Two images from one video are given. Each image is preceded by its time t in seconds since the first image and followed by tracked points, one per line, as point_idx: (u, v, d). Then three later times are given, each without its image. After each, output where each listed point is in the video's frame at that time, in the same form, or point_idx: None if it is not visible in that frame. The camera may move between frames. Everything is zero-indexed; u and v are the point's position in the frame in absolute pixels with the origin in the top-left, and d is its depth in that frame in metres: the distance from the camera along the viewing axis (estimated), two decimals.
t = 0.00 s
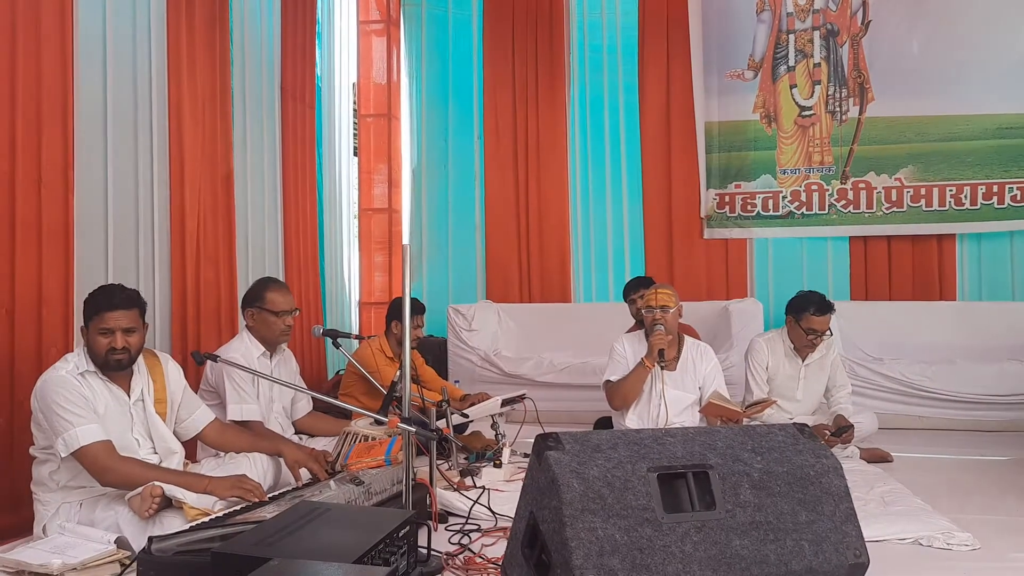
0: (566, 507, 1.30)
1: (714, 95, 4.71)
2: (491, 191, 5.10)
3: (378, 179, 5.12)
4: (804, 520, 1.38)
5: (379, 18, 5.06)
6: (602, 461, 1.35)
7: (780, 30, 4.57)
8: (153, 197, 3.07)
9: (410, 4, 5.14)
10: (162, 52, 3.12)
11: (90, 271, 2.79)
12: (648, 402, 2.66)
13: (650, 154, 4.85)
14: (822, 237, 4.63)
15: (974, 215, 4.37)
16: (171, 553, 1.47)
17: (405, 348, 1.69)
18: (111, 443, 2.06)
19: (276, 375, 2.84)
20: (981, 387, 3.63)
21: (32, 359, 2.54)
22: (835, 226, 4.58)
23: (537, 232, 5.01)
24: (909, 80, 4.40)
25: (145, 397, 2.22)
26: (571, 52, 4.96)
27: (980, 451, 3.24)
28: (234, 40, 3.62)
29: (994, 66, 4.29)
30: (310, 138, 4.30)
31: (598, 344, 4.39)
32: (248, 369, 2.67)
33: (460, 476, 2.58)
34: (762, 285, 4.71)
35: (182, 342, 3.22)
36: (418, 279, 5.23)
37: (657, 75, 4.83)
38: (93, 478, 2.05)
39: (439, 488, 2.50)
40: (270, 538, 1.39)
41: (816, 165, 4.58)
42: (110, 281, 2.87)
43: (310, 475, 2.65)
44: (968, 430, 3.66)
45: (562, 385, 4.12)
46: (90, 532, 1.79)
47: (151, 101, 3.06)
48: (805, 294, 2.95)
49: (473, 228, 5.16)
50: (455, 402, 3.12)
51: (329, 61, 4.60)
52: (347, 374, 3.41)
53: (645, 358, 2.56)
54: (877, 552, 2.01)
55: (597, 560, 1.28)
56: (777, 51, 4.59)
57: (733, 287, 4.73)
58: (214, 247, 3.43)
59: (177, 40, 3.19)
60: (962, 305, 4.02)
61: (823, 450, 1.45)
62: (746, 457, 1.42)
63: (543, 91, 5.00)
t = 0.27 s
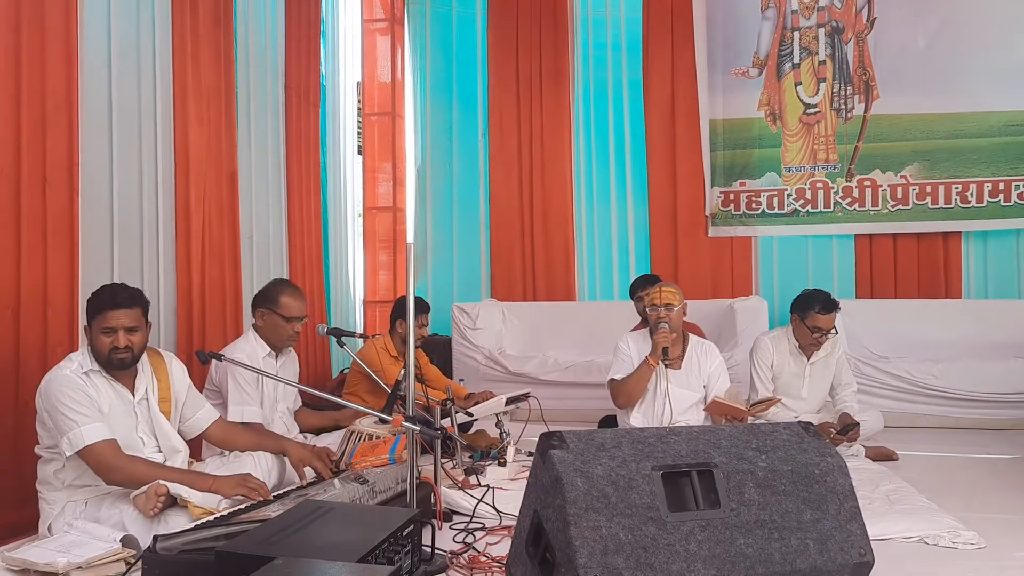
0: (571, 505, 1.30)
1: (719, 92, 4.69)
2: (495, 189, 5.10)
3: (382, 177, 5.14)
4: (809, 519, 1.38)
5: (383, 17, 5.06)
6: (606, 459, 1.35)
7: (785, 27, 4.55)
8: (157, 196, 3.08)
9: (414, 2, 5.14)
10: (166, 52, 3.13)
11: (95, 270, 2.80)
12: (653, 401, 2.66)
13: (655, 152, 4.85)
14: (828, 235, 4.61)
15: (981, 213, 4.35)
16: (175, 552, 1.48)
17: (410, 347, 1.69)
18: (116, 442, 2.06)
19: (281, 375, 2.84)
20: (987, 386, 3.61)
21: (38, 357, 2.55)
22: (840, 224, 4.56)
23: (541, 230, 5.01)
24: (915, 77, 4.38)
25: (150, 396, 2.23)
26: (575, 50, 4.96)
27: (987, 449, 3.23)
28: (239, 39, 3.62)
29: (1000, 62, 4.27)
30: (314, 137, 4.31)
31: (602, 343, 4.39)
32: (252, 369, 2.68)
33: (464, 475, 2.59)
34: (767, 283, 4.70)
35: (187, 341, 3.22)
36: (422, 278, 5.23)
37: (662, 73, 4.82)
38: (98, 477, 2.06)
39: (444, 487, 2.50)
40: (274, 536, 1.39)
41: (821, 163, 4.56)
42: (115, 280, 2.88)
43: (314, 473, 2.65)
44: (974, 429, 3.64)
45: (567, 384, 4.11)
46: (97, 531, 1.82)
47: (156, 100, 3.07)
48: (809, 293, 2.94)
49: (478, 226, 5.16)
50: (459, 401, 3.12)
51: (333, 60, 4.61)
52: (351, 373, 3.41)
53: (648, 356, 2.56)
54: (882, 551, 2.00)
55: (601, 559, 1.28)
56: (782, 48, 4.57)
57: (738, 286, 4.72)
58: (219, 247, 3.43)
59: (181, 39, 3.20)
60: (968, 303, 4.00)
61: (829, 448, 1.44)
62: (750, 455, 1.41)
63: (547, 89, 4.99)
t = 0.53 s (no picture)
0: (572, 505, 1.30)
1: (721, 92, 4.69)
2: (497, 189, 5.10)
3: (385, 177, 5.11)
4: (811, 518, 1.38)
5: (384, 17, 5.10)
6: (608, 459, 1.35)
7: (787, 26, 4.55)
8: (159, 196, 3.09)
9: (415, 2, 5.14)
10: (168, 53, 3.13)
11: (97, 270, 2.80)
12: (655, 400, 2.67)
13: (657, 152, 4.84)
14: (830, 234, 4.60)
15: (984, 211, 4.34)
16: (177, 552, 1.48)
17: (411, 347, 1.69)
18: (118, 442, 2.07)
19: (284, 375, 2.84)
20: (990, 384, 3.60)
21: (40, 358, 2.56)
22: (842, 223, 4.55)
23: (543, 230, 5.01)
24: (917, 75, 4.37)
25: (151, 396, 2.23)
26: (577, 50, 4.96)
27: (990, 448, 3.22)
28: (241, 40, 3.63)
29: (1002, 60, 4.26)
30: (316, 137, 4.31)
31: (604, 342, 4.38)
32: (260, 371, 2.68)
33: (466, 475, 2.59)
34: (770, 282, 4.69)
35: (190, 341, 3.23)
36: (424, 279, 5.24)
37: (664, 73, 4.82)
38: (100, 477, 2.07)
39: (446, 486, 2.50)
40: (275, 537, 1.40)
41: (823, 162, 4.56)
42: (117, 281, 2.89)
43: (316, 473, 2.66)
44: (977, 427, 3.64)
45: (569, 383, 4.11)
46: (98, 531, 1.84)
47: (158, 100, 3.07)
48: (812, 293, 2.93)
49: (480, 226, 5.16)
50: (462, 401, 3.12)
51: (335, 61, 4.61)
52: (354, 373, 3.42)
53: (650, 355, 2.55)
54: (884, 550, 2.00)
55: (603, 558, 1.28)
56: (783, 47, 4.56)
57: (740, 285, 4.72)
58: (221, 247, 3.44)
59: (183, 40, 3.20)
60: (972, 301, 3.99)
61: (831, 447, 1.44)
62: (752, 454, 1.41)
63: (548, 89, 4.99)
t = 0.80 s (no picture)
0: (571, 505, 1.30)
1: (719, 92, 4.69)
2: (495, 189, 5.10)
3: (384, 177, 5.16)
4: (809, 518, 1.38)
5: (383, 17, 5.10)
6: (606, 459, 1.35)
7: (785, 26, 4.55)
8: (158, 197, 3.09)
9: (414, 3, 5.15)
10: (166, 54, 3.14)
11: (96, 271, 2.81)
12: (654, 400, 2.67)
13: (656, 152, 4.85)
14: (829, 234, 4.60)
15: (982, 211, 4.34)
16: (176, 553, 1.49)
17: (411, 347, 1.69)
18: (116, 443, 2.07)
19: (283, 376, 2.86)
20: (989, 384, 3.61)
21: (39, 358, 2.56)
22: (841, 223, 4.55)
23: (542, 230, 5.01)
24: (915, 75, 4.38)
25: (149, 395, 2.24)
26: (576, 50, 4.96)
27: (989, 447, 3.23)
28: (239, 41, 3.63)
29: (1001, 60, 4.26)
30: (315, 138, 4.32)
31: (603, 342, 4.39)
32: (258, 371, 2.68)
33: (465, 475, 2.59)
34: (769, 282, 4.69)
35: (189, 342, 3.23)
36: (423, 279, 5.24)
37: (662, 73, 4.82)
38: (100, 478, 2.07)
39: (445, 487, 2.51)
40: (274, 537, 1.40)
41: (822, 162, 4.56)
42: (116, 281, 2.90)
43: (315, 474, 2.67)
44: (976, 427, 3.64)
45: (568, 383, 4.12)
46: (98, 531, 1.85)
47: (156, 101, 3.08)
48: (811, 292, 2.93)
49: (479, 226, 5.16)
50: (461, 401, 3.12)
51: (334, 62, 4.62)
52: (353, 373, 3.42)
53: (649, 355, 2.56)
54: (882, 549, 2.00)
55: (601, 558, 1.28)
56: (782, 47, 4.57)
57: (739, 286, 4.72)
58: (220, 248, 3.44)
59: (181, 41, 3.21)
60: (971, 300, 3.99)
61: (829, 447, 1.44)
62: (750, 454, 1.41)
63: (547, 89, 4.99)
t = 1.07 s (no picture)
0: (569, 505, 1.30)
1: (717, 92, 4.69)
2: (494, 189, 5.10)
3: (382, 177, 5.17)
4: (808, 517, 1.38)
5: (381, 17, 5.10)
6: (604, 459, 1.35)
7: (783, 26, 4.55)
8: (156, 197, 3.09)
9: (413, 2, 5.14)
10: (164, 54, 3.13)
11: (93, 271, 2.80)
12: (652, 399, 2.67)
13: (654, 151, 4.85)
14: (828, 233, 4.60)
15: (981, 210, 4.34)
16: (173, 553, 1.48)
17: (410, 347, 1.68)
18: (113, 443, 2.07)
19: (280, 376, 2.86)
20: (988, 383, 3.61)
21: (37, 359, 2.55)
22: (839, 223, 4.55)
23: (541, 230, 5.00)
24: (914, 74, 4.38)
25: (145, 396, 2.22)
26: (574, 50, 4.96)
27: (987, 447, 3.23)
28: (237, 41, 3.63)
29: (999, 59, 4.26)
30: (313, 138, 4.31)
31: (601, 342, 4.39)
32: (254, 370, 2.69)
33: (464, 475, 2.59)
34: (767, 281, 4.70)
35: (186, 342, 3.23)
36: (422, 279, 5.24)
37: (661, 72, 4.81)
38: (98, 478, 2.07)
39: (443, 486, 2.50)
40: (271, 538, 1.40)
41: (820, 162, 4.56)
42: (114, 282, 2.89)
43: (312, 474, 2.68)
44: (974, 426, 3.64)
45: (566, 383, 4.12)
46: (95, 532, 1.84)
47: (154, 101, 3.07)
48: (809, 292, 2.92)
49: (478, 226, 5.15)
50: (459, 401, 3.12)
51: (332, 62, 4.61)
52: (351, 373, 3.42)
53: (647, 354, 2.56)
54: (881, 548, 2.00)
55: (599, 558, 1.28)
56: (780, 47, 4.57)
57: (738, 285, 4.72)
58: (218, 248, 3.44)
59: (179, 41, 3.20)
60: (969, 300, 3.99)
61: (827, 446, 1.44)
62: (748, 454, 1.41)
63: (545, 89, 4.99)
